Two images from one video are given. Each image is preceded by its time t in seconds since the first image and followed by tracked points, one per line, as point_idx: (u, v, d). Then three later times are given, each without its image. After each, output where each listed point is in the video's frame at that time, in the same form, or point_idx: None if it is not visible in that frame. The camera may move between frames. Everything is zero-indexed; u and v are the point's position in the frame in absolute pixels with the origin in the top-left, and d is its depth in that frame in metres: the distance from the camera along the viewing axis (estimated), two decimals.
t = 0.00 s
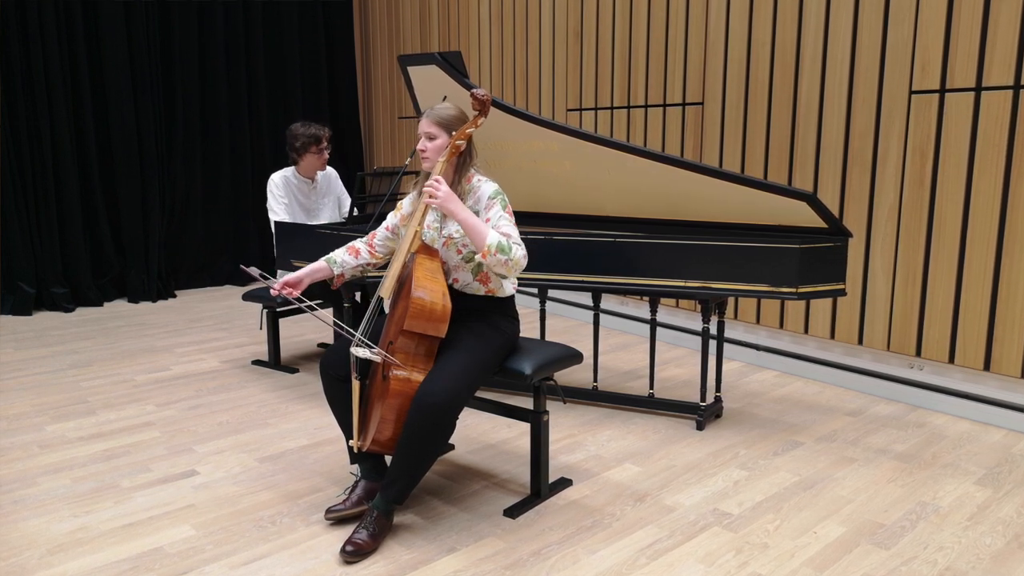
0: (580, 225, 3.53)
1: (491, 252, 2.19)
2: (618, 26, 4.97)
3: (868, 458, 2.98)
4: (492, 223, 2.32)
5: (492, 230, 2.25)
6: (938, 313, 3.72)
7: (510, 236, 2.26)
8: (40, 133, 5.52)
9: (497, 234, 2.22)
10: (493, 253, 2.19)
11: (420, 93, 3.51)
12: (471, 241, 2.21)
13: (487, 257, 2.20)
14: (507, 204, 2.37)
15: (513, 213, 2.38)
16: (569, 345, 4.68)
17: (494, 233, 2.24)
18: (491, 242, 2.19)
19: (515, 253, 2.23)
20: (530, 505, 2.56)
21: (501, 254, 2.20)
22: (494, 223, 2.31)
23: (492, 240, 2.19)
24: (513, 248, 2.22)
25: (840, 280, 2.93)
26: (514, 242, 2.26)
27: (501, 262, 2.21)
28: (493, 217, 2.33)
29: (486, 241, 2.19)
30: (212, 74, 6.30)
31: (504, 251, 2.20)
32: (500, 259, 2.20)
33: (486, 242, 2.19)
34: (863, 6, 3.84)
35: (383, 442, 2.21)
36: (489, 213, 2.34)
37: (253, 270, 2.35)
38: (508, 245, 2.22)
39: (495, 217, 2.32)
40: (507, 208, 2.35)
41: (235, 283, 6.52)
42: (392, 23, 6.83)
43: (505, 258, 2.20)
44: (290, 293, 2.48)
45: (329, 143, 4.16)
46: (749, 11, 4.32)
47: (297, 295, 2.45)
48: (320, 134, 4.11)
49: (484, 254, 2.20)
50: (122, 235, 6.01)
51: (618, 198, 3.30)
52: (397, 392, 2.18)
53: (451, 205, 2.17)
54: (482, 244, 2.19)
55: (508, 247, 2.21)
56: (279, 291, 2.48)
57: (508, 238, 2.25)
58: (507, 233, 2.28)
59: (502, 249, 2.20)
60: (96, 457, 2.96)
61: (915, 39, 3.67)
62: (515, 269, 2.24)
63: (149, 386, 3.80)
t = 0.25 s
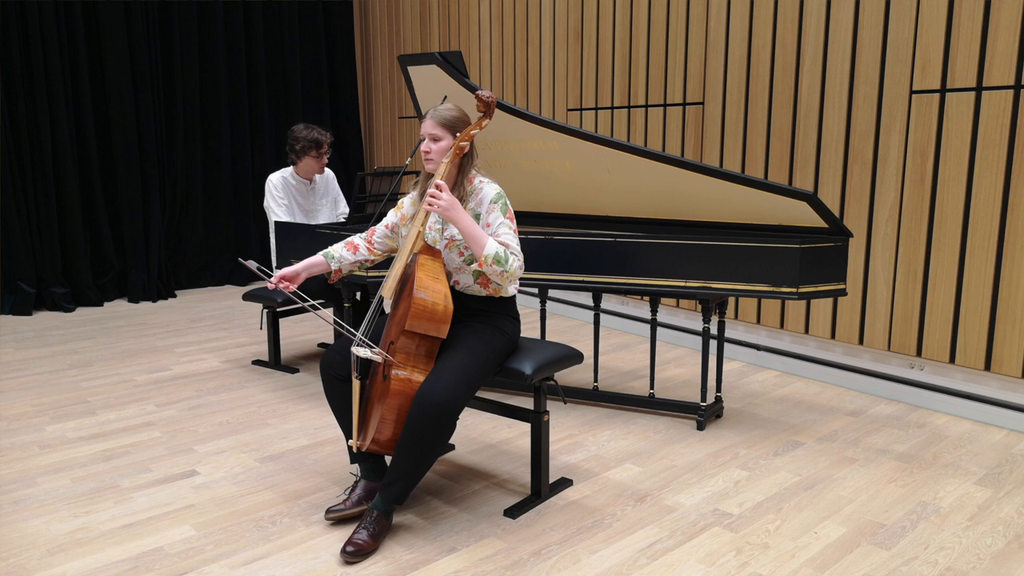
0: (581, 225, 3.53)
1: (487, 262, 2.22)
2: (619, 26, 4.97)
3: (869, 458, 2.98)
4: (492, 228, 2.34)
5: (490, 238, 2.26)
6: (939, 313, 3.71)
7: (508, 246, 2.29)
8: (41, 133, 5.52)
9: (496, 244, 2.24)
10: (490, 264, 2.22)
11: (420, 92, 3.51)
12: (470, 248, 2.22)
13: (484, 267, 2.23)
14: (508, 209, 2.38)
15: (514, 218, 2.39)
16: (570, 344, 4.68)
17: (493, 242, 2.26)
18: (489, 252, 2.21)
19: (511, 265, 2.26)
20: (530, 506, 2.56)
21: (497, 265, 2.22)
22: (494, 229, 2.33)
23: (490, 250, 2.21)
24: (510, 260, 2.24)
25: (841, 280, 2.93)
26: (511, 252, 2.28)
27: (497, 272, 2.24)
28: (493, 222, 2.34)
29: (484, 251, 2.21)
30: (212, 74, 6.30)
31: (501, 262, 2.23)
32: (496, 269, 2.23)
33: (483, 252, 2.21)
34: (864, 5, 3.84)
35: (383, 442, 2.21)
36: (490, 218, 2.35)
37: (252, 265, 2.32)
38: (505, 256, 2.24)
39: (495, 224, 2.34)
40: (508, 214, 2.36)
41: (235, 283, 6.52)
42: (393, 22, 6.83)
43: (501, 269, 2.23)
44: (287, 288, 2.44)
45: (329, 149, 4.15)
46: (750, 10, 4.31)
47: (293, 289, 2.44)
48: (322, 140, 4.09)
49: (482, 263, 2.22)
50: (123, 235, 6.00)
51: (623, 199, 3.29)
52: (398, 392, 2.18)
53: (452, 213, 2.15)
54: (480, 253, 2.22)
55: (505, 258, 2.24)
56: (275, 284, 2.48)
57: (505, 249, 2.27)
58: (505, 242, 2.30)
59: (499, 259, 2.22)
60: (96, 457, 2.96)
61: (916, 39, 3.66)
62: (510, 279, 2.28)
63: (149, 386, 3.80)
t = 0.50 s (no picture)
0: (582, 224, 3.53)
1: (487, 263, 2.22)
2: (619, 26, 4.96)
3: (870, 458, 2.98)
4: (492, 229, 2.34)
5: (491, 239, 2.26)
6: (940, 313, 3.71)
7: (508, 247, 2.29)
8: (41, 133, 5.51)
9: (497, 244, 2.24)
10: (490, 264, 2.22)
11: (420, 92, 3.51)
12: (470, 248, 2.22)
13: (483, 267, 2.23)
14: (508, 209, 2.37)
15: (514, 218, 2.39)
16: (570, 344, 4.68)
17: (494, 242, 2.25)
18: (489, 253, 2.21)
19: (511, 265, 2.26)
20: (530, 506, 2.56)
21: (497, 266, 2.23)
22: (495, 229, 2.33)
23: (490, 250, 2.21)
24: (510, 260, 2.24)
25: (842, 280, 2.93)
26: (511, 253, 2.29)
27: (497, 273, 2.24)
28: (493, 222, 2.34)
29: (485, 251, 2.21)
30: (212, 74, 6.29)
31: (501, 263, 2.23)
32: (496, 270, 2.23)
33: (484, 253, 2.21)
34: (864, 5, 3.84)
35: (383, 442, 2.21)
36: (489, 218, 2.35)
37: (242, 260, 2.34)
38: (505, 256, 2.24)
39: (495, 224, 2.34)
40: (508, 214, 2.36)
41: (234, 283, 6.51)
42: (393, 22, 6.82)
43: (501, 270, 2.23)
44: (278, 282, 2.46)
45: (326, 145, 4.15)
46: (751, 10, 4.31)
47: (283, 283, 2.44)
48: (319, 136, 4.10)
49: (481, 263, 2.22)
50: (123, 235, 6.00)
51: (626, 199, 3.28)
52: (399, 392, 2.18)
53: (454, 214, 2.15)
54: (480, 253, 2.22)
55: (505, 259, 2.24)
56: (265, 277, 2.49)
57: (506, 249, 2.27)
58: (505, 242, 2.30)
59: (499, 260, 2.22)
60: (96, 457, 2.96)
61: (917, 38, 3.66)
62: (510, 280, 2.29)
63: (149, 386, 3.80)
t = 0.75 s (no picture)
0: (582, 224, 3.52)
1: (493, 256, 2.20)
2: (620, 26, 4.96)
3: (870, 458, 2.98)
4: (493, 224, 2.34)
5: (494, 233, 2.25)
6: (940, 313, 3.71)
7: (512, 238, 2.28)
8: (41, 133, 5.51)
9: (500, 237, 2.22)
10: (496, 257, 2.20)
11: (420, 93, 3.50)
12: (473, 244, 2.21)
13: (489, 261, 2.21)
14: (508, 203, 2.37)
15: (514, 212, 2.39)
16: (570, 344, 4.68)
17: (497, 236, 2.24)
18: (493, 246, 2.19)
19: (517, 257, 2.24)
20: (531, 506, 2.56)
21: (503, 258, 2.20)
22: (496, 224, 2.33)
23: (494, 243, 2.19)
24: (515, 252, 2.23)
25: (842, 280, 2.92)
26: (516, 245, 2.27)
27: (504, 266, 2.22)
28: (494, 217, 2.34)
29: (489, 245, 2.19)
30: (212, 74, 6.29)
31: (507, 255, 2.21)
32: (502, 262, 2.21)
33: (489, 246, 2.19)
34: (865, 5, 3.83)
35: (383, 442, 2.20)
36: (490, 213, 2.35)
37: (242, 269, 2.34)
38: (510, 248, 2.22)
39: (497, 218, 2.34)
40: (508, 208, 2.36)
41: (234, 283, 6.51)
42: (393, 22, 6.82)
43: (507, 262, 2.21)
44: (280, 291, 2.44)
45: (322, 139, 4.19)
46: (752, 10, 4.31)
47: (286, 294, 2.44)
48: (313, 129, 4.13)
49: (487, 257, 2.20)
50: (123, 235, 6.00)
51: (627, 199, 3.28)
52: (399, 392, 2.18)
53: (454, 210, 2.16)
54: (484, 248, 2.19)
55: (510, 250, 2.22)
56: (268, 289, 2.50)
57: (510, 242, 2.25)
58: (510, 234, 2.29)
59: (504, 253, 2.20)
60: (96, 457, 2.95)
61: (918, 38, 3.66)
62: (517, 271, 2.26)
63: (149, 386, 3.79)
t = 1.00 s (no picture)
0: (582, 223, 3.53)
1: (491, 254, 2.19)
2: (620, 26, 4.96)
3: (871, 458, 2.97)
4: (493, 222, 2.34)
5: (492, 231, 2.25)
6: (941, 313, 3.71)
7: (511, 237, 2.28)
8: (41, 133, 5.51)
9: (498, 235, 2.22)
10: (494, 255, 2.19)
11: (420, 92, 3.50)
12: (471, 242, 2.20)
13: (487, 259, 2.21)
14: (507, 202, 2.38)
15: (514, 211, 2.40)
16: (571, 344, 4.67)
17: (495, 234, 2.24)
18: (491, 244, 2.19)
19: (515, 255, 2.23)
20: (531, 506, 2.55)
21: (502, 256, 2.20)
22: (496, 222, 2.33)
23: (492, 242, 2.19)
24: (514, 250, 2.22)
25: (843, 280, 2.92)
26: (515, 242, 2.27)
27: (502, 264, 2.22)
28: (494, 215, 2.35)
29: (487, 243, 2.19)
30: (212, 74, 6.29)
31: (505, 253, 2.20)
32: (501, 261, 2.20)
33: (487, 244, 2.19)
34: (866, 5, 3.83)
35: (384, 442, 2.20)
36: (490, 212, 2.36)
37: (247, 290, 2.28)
38: (508, 246, 2.22)
39: (496, 217, 2.34)
40: (508, 207, 2.36)
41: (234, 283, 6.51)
42: (394, 21, 6.82)
43: (506, 260, 2.21)
44: (287, 305, 2.41)
45: (322, 135, 4.20)
46: (752, 9, 4.31)
47: (295, 306, 2.40)
48: (312, 125, 4.13)
49: (485, 255, 2.20)
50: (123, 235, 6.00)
51: (627, 198, 3.27)
52: (399, 392, 2.18)
53: (450, 209, 2.16)
54: (482, 246, 2.19)
55: (508, 248, 2.21)
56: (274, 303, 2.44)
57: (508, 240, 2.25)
58: (509, 232, 2.30)
59: (503, 251, 2.20)
60: (96, 457, 2.95)
61: (918, 38, 3.66)
62: (516, 269, 2.25)
63: (149, 386, 3.79)
